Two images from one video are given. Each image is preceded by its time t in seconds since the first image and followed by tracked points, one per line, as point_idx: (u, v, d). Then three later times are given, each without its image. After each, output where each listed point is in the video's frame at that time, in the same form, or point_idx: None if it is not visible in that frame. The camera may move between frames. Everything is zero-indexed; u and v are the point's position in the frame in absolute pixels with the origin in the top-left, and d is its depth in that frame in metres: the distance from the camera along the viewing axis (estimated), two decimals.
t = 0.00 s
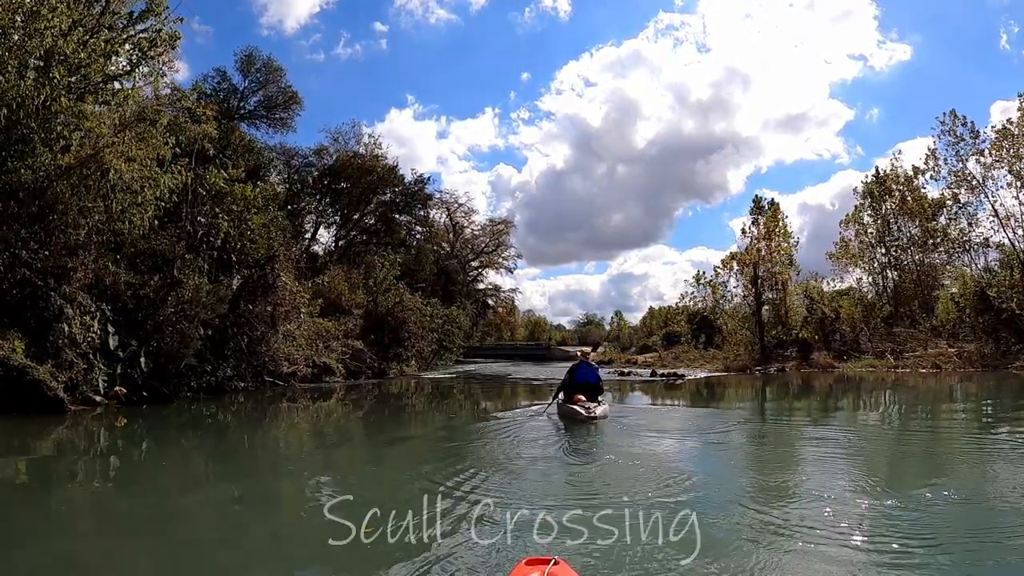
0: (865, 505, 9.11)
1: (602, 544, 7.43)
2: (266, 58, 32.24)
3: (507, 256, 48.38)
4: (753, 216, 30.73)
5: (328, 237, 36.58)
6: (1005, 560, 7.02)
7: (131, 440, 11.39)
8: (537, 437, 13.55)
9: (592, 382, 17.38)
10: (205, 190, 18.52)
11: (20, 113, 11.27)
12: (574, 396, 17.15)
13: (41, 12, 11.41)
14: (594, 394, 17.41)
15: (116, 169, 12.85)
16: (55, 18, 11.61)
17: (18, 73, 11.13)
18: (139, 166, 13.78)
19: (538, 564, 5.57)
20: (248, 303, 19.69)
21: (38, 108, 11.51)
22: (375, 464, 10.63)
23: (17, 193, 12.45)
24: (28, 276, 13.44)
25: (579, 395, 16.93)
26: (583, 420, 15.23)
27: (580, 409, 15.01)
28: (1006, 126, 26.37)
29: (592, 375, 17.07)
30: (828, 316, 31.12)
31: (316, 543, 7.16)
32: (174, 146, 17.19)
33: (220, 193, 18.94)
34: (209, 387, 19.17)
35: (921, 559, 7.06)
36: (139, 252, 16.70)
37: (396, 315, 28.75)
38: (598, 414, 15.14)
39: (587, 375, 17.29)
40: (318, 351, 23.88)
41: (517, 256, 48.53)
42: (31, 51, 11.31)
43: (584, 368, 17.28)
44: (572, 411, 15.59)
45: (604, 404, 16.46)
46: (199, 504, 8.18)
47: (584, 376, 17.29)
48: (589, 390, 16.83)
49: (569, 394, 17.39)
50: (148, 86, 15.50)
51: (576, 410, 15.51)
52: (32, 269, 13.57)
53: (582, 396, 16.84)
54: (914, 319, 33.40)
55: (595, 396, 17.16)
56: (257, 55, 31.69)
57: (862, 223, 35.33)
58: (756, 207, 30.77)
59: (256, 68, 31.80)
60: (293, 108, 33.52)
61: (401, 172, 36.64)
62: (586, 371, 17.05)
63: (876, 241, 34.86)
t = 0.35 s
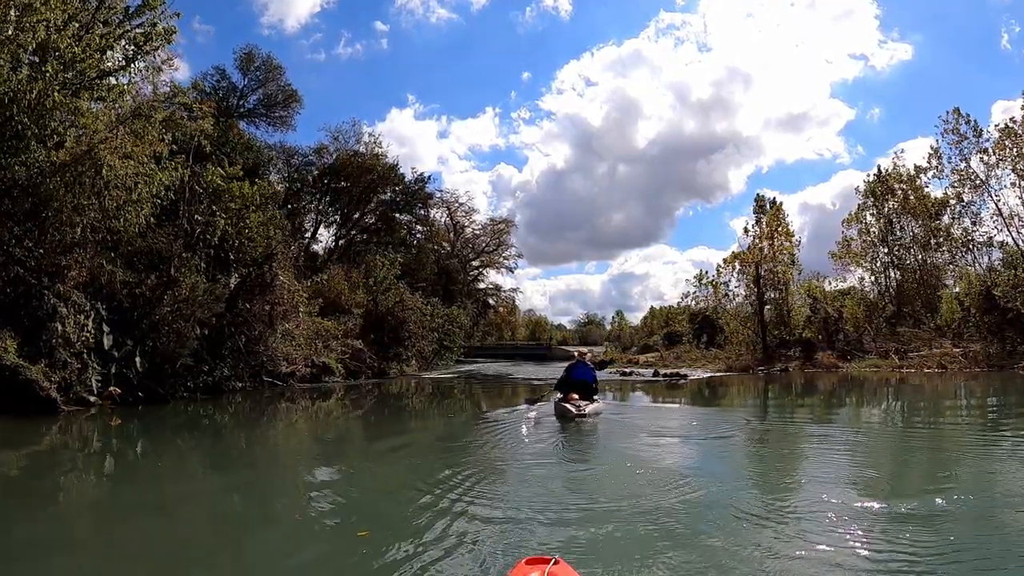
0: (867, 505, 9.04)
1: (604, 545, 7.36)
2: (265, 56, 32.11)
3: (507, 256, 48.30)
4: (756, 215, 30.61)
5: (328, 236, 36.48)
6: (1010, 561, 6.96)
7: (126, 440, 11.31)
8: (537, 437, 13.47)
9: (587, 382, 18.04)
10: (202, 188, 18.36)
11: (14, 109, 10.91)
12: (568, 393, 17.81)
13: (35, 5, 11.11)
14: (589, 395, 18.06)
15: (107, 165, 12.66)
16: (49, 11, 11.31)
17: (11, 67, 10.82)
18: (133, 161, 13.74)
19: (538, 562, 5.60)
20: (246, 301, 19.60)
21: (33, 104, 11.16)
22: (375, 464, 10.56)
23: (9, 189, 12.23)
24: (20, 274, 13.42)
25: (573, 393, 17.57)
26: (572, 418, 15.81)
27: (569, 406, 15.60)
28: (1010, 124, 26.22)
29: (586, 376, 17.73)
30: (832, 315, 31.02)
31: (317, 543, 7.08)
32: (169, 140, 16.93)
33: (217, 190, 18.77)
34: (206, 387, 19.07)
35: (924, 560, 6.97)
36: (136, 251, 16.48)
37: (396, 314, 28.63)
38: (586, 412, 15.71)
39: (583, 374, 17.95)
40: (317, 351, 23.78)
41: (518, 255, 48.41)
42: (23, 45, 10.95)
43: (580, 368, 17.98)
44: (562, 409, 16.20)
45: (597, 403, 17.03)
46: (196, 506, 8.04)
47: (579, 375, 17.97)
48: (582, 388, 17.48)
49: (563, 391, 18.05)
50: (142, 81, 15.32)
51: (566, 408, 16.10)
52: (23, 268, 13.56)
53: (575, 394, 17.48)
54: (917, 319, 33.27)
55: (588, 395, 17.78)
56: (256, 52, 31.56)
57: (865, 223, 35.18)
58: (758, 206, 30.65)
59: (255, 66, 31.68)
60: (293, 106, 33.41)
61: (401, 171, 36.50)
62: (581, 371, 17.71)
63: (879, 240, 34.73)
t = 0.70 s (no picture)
0: (871, 506, 8.95)
1: (604, 546, 7.28)
2: (265, 54, 32.00)
3: (508, 255, 48.18)
4: (758, 214, 30.48)
5: (328, 236, 36.37)
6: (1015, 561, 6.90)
7: (121, 441, 11.22)
8: (537, 437, 13.39)
9: (583, 381, 18.54)
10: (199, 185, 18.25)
11: (8, 103, 11.07)
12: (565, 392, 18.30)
13: None
14: (584, 394, 18.54)
15: (102, 161, 12.62)
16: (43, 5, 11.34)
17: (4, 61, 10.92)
18: (131, 157, 13.64)
19: (540, 563, 5.48)
20: (244, 301, 19.56)
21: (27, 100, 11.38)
22: (374, 464, 10.49)
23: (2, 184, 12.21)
24: (14, 273, 13.25)
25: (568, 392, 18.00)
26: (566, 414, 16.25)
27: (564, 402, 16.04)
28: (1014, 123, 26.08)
29: (582, 374, 18.25)
30: (836, 315, 30.87)
31: (315, 545, 6.99)
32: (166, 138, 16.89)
33: (215, 188, 18.65)
34: (204, 388, 18.97)
35: (930, 561, 6.89)
36: (131, 249, 16.45)
37: (396, 314, 28.51)
38: (581, 408, 16.15)
39: (580, 373, 18.38)
40: (317, 351, 23.69)
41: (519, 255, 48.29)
42: (17, 39, 10.93)
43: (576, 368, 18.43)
44: (558, 405, 16.64)
45: (593, 401, 17.45)
46: (192, 508, 7.94)
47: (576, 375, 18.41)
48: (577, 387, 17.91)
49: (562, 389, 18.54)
50: (138, 76, 15.12)
51: (561, 404, 16.55)
52: (18, 265, 13.36)
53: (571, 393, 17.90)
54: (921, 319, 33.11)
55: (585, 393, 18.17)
56: (256, 50, 31.46)
57: (867, 222, 35.04)
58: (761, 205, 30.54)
59: (255, 64, 31.57)
60: (292, 104, 33.30)
61: (402, 170, 36.38)
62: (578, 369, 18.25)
63: (882, 240, 34.59)
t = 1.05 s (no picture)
0: (872, 507, 8.89)
1: (602, 547, 7.22)
2: (264, 52, 31.90)
3: (509, 255, 48.10)
4: (759, 213, 30.34)
5: (328, 235, 36.29)
6: (1017, 562, 6.86)
7: (116, 442, 11.16)
8: (535, 437, 13.36)
9: (579, 380, 18.93)
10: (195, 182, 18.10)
11: None
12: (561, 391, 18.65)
13: None
14: (581, 393, 18.93)
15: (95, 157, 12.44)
16: None
17: None
18: (124, 152, 13.58)
19: (539, 564, 5.44)
20: (242, 300, 19.57)
21: (17, 95, 11.13)
22: (371, 463, 10.48)
23: None
24: (7, 272, 13.06)
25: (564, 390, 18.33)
26: (561, 412, 16.63)
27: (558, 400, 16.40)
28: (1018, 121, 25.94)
29: (577, 373, 18.66)
30: (839, 315, 30.76)
31: (311, 545, 6.94)
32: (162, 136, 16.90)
33: (212, 185, 18.44)
34: (201, 388, 18.92)
35: (932, 562, 6.82)
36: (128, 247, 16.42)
37: (397, 313, 28.41)
38: (575, 406, 16.52)
39: (575, 372, 18.75)
40: (315, 351, 23.61)
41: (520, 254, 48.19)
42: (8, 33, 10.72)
43: (571, 367, 18.82)
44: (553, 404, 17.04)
45: (589, 399, 17.80)
46: (189, 508, 7.88)
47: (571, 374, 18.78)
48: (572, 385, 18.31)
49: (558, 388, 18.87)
50: (134, 72, 14.95)
51: (556, 403, 16.89)
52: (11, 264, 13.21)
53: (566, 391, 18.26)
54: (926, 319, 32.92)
55: (580, 391, 18.52)
56: (255, 48, 31.35)
57: (870, 221, 34.90)
58: (764, 204, 30.42)
59: (254, 62, 31.47)
60: (292, 103, 33.20)
61: (402, 169, 36.25)
62: (572, 368, 18.66)
63: (884, 239, 34.44)
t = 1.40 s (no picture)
0: (875, 507, 8.85)
1: (603, 548, 7.14)
2: (264, 50, 31.82)
3: (510, 254, 47.99)
4: (762, 211, 30.19)
5: (328, 234, 36.20)
6: None
7: (110, 443, 11.01)
8: (536, 437, 13.29)
9: (578, 379, 19.11)
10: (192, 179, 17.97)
11: None
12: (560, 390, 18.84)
13: None
14: (581, 392, 19.09)
15: (88, 153, 12.34)
16: None
17: None
18: (120, 150, 13.38)
19: (540, 564, 5.51)
20: (240, 299, 19.70)
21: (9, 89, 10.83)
22: (370, 463, 10.42)
23: None
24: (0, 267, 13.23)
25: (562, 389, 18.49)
26: (560, 411, 16.70)
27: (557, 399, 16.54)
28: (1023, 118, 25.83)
29: (574, 371, 18.86)
30: (842, 314, 30.70)
31: (309, 545, 6.85)
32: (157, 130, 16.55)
33: (209, 182, 18.43)
34: (198, 388, 18.81)
35: (934, 563, 6.75)
36: (123, 242, 16.06)
37: (397, 312, 28.27)
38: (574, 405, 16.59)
39: (573, 371, 18.93)
40: (315, 351, 23.52)
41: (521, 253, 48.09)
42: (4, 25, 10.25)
43: (569, 367, 19.03)
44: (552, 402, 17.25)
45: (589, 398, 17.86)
46: (183, 508, 7.80)
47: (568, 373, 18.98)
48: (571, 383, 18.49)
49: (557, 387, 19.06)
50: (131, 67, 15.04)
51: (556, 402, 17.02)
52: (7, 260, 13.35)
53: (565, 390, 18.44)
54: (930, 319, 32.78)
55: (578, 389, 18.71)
56: (255, 46, 31.28)
57: (873, 220, 34.78)
58: (766, 203, 30.30)
59: (254, 60, 31.39)
60: (292, 101, 33.12)
61: (402, 168, 36.15)
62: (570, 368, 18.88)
63: (887, 237, 34.32)
